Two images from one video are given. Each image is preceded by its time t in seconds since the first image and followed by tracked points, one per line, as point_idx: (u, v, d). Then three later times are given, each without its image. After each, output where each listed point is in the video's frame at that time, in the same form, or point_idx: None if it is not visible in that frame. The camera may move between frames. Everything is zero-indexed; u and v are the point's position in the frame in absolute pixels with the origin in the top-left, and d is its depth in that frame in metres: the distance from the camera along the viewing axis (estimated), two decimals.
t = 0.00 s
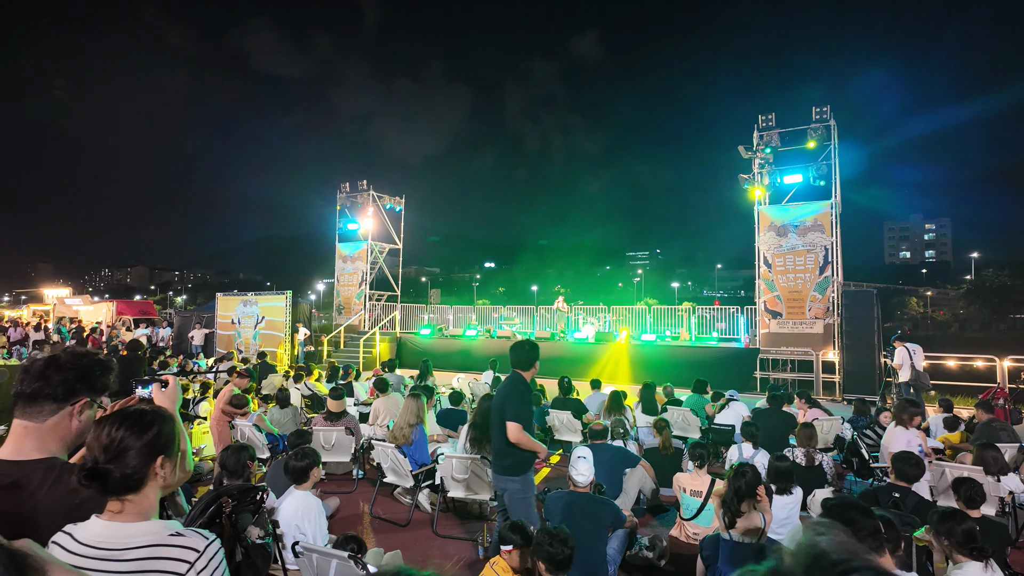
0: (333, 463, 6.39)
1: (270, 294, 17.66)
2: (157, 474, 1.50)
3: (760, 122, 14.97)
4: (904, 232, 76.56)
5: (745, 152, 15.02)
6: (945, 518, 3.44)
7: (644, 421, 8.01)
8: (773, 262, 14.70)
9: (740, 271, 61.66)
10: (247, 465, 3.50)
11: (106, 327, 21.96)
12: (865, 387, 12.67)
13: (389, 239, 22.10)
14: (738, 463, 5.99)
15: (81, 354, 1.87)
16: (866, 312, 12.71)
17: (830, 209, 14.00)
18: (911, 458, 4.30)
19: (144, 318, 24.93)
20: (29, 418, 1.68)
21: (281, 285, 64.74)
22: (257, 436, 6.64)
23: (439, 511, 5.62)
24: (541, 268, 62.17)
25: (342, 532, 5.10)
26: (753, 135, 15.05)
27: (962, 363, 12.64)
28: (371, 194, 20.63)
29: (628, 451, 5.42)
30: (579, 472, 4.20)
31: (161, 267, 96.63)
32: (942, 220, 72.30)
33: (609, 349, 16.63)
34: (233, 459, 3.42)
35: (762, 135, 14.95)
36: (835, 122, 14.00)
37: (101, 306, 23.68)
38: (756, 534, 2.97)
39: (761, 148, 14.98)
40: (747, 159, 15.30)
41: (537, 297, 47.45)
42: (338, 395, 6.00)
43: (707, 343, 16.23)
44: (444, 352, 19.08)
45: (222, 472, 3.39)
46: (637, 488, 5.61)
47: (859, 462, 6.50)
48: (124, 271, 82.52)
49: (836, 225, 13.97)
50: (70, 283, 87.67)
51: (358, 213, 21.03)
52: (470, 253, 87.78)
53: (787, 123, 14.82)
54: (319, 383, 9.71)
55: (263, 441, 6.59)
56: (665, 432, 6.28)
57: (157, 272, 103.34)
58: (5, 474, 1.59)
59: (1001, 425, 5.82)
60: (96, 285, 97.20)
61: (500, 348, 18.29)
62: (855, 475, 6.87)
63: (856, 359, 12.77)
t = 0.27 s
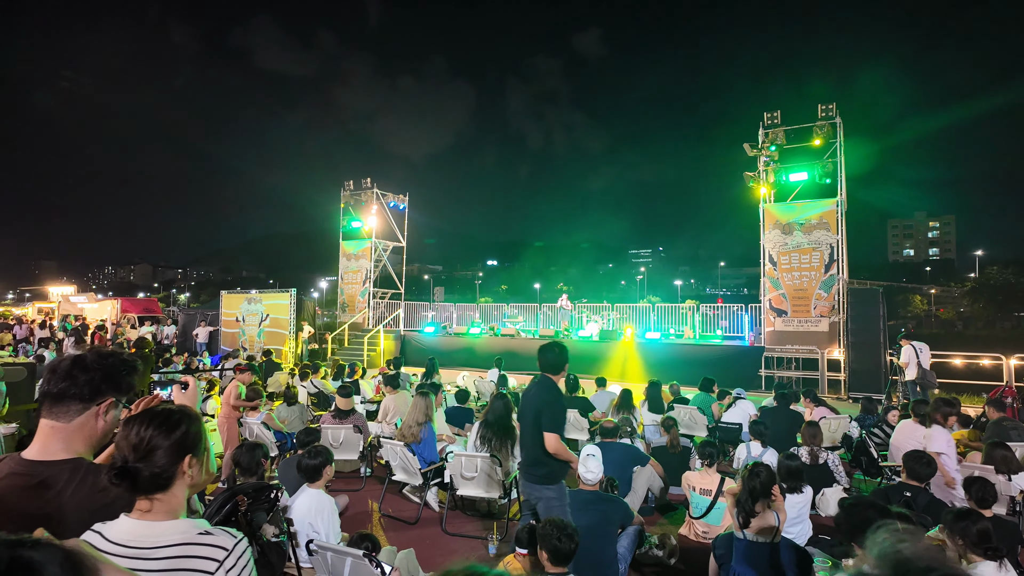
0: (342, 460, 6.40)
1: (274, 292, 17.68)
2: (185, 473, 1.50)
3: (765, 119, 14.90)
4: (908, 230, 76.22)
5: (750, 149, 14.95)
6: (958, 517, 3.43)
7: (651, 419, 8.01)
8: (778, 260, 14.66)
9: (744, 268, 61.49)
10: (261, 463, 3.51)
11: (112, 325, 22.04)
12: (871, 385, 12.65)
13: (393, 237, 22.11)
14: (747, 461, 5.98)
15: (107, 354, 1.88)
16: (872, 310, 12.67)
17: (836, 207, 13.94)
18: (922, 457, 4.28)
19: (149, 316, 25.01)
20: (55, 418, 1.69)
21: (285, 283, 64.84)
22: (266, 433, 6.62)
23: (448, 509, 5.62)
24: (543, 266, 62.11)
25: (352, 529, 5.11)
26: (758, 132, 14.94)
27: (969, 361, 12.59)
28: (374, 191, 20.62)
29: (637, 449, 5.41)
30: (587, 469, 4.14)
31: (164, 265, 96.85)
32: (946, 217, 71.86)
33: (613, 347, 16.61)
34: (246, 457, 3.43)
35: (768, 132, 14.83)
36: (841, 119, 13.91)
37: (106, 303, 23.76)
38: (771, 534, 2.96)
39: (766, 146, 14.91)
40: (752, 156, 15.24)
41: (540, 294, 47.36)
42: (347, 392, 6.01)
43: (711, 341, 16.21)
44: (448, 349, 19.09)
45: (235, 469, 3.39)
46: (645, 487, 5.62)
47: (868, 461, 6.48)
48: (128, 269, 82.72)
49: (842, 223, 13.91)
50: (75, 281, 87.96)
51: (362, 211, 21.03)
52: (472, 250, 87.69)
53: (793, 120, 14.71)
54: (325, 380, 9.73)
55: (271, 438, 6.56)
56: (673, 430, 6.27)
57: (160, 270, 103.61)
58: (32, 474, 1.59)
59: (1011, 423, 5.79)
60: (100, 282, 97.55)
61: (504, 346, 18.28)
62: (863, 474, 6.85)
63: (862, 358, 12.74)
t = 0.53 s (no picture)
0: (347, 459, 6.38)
1: (276, 291, 17.67)
2: (204, 472, 1.51)
3: (768, 118, 14.86)
4: (909, 228, 76.13)
5: (753, 149, 14.91)
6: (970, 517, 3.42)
7: (655, 418, 7.99)
8: (781, 259, 14.62)
9: (745, 268, 61.43)
10: (270, 462, 3.50)
11: (115, 325, 22.06)
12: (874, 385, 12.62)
13: (395, 236, 22.09)
14: (752, 460, 5.98)
15: (123, 353, 1.88)
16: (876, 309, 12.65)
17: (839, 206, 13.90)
18: (931, 457, 4.26)
19: (151, 315, 25.05)
20: (73, 418, 1.69)
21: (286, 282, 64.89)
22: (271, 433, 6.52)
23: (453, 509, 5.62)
24: (545, 266, 62.08)
25: (358, 529, 5.10)
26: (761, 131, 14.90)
27: (973, 360, 12.55)
28: (376, 191, 20.61)
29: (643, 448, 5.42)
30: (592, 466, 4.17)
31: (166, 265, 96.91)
32: (948, 216, 71.68)
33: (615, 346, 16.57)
34: (256, 455, 3.43)
35: (771, 132, 14.79)
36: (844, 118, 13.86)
37: (109, 303, 23.78)
38: (782, 534, 2.95)
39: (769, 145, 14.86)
40: (755, 155, 15.19)
41: (541, 293, 47.34)
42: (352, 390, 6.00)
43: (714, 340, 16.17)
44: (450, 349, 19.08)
45: (244, 468, 3.39)
46: (651, 487, 5.62)
47: (874, 460, 6.46)
48: (130, 268, 82.77)
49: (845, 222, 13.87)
50: (76, 280, 88.07)
51: (364, 210, 20.99)
52: (473, 250, 87.67)
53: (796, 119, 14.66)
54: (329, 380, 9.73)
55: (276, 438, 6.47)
56: (678, 430, 6.27)
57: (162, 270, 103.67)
58: (51, 475, 1.60)
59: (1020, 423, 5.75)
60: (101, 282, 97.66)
61: (507, 345, 18.26)
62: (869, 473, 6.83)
63: (866, 357, 12.71)
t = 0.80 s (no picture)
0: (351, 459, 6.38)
1: (278, 291, 17.67)
2: (218, 469, 1.51)
3: (769, 118, 14.86)
4: (909, 228, 76.04)
5: (755, 148, 14.91)
6: (979, 516, 3.41)
7: (659, 418, 7.99)
8: (783, 259, 14.61)
9: (746, 268, 61.36)
10: (277, 461, 3.49)
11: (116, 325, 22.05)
12: (876, 384, 12.62)
13: (396, 236, 22.08)
14: (757, 460, 5.96)
15: (133, 349, 1.87)
16: (878, 309, 12.64)
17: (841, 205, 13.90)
18: (937, 456, 4.26)
19: (152, 315, 25.05)
20: (84, 415, 1.68)
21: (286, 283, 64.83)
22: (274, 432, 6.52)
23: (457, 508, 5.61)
24: (545, 266, 62.04)
25: (362, 528, 5.10)
26: (763, 131, 14.90)
27: (975, 360, 12.53)
28: (378, 191, 20.61)
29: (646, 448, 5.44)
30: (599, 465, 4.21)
31: (166, 265, 96.88)
32: (949, 216, 71.65)
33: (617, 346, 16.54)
34: (262, 454, 3.43)
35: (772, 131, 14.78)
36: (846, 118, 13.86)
37: (110, 303, 23.76)
38: (792, 533, 2.94)
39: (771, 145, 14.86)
40: (757, 155, 15.19)
41: (541, 293, 47.28)
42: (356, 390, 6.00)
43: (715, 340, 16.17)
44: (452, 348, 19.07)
45: (252, 467, 3.39)
46: (656, 486, 5.63)
47: (878, 460, 6.46)
48: (130, 268, 82.72)
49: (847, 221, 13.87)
50: (77, 280, 88.09)
51: (366, 210, 21.00)
52: (473, 250, 87.67)
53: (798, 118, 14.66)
54: (331, 380, 9.72)
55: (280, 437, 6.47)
56: (682, 429, 6.27)
57: (162, 270, 103.66)
58: (63, 472, 1.60)
59: None
60: (102, 282, 97.70)
61: (508, 344, 18.25)
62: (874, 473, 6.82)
63: (868, 357, 12.71)
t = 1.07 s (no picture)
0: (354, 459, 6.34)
1: (279, 291, 17.63)
2: (226, 468, 1.48)
3: (771, 117, 14.83)
4: (909, 229, 75.95)
5: (757, 148, 14.88)
6: (992, 517, 3.37)
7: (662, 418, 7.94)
8: (785, 259, 14.57)
9: (746, 268, 61.28)
10: (280, 460, 3.46)
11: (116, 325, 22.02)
12: (879, 384, 12.58)
13: (397, 236, 22.05)
14: (762, 460, 5.91)
15: (137, 346, 1.84)
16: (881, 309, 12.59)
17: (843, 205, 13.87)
18: (945, 454, 4.23)
19: (153, 315, 25.01)
20: (88, 413, 1.65)
21: (286, 283, 64.77)
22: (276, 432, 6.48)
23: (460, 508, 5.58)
24: (546, 266, 61.98)
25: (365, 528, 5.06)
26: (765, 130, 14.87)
27: (978, 360, 12.49)
28: (379, 190, 20.58)
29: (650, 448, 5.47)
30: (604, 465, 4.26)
31: (166, 265, 96.86)
32: (948, 217, 71.70)
33: (619, 346, 16.49)
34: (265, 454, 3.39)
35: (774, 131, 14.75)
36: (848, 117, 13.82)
37: (110, 303, 23.72)
38: (801, 534, 2.90)
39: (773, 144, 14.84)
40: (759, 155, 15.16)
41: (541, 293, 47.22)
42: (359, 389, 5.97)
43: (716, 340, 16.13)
44: (453, 348, 19.03)
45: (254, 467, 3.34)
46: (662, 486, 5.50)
47: (884, 460, 6.42)
48: (130, 269, 82.69)
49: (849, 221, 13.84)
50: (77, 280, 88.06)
51: (367, 210, 20.97)
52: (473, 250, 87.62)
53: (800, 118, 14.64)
54: (333, 379, 9.69)
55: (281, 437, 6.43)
56: (686, 429, 6.23)
57: (162, 270, 103.63)
58: (67, 470, 1.57)
59: None
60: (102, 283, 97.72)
61: (510, 344, 18.20)
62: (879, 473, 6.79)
63: (871, 356, 12.68)
